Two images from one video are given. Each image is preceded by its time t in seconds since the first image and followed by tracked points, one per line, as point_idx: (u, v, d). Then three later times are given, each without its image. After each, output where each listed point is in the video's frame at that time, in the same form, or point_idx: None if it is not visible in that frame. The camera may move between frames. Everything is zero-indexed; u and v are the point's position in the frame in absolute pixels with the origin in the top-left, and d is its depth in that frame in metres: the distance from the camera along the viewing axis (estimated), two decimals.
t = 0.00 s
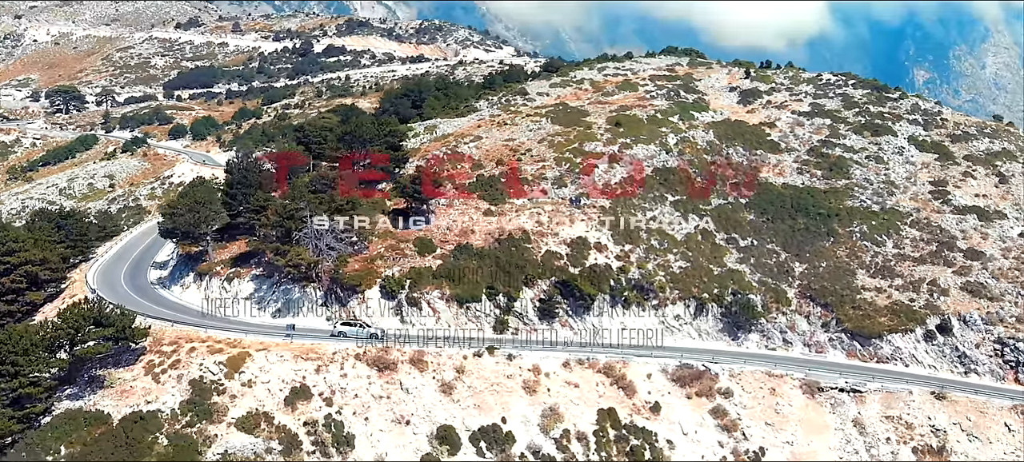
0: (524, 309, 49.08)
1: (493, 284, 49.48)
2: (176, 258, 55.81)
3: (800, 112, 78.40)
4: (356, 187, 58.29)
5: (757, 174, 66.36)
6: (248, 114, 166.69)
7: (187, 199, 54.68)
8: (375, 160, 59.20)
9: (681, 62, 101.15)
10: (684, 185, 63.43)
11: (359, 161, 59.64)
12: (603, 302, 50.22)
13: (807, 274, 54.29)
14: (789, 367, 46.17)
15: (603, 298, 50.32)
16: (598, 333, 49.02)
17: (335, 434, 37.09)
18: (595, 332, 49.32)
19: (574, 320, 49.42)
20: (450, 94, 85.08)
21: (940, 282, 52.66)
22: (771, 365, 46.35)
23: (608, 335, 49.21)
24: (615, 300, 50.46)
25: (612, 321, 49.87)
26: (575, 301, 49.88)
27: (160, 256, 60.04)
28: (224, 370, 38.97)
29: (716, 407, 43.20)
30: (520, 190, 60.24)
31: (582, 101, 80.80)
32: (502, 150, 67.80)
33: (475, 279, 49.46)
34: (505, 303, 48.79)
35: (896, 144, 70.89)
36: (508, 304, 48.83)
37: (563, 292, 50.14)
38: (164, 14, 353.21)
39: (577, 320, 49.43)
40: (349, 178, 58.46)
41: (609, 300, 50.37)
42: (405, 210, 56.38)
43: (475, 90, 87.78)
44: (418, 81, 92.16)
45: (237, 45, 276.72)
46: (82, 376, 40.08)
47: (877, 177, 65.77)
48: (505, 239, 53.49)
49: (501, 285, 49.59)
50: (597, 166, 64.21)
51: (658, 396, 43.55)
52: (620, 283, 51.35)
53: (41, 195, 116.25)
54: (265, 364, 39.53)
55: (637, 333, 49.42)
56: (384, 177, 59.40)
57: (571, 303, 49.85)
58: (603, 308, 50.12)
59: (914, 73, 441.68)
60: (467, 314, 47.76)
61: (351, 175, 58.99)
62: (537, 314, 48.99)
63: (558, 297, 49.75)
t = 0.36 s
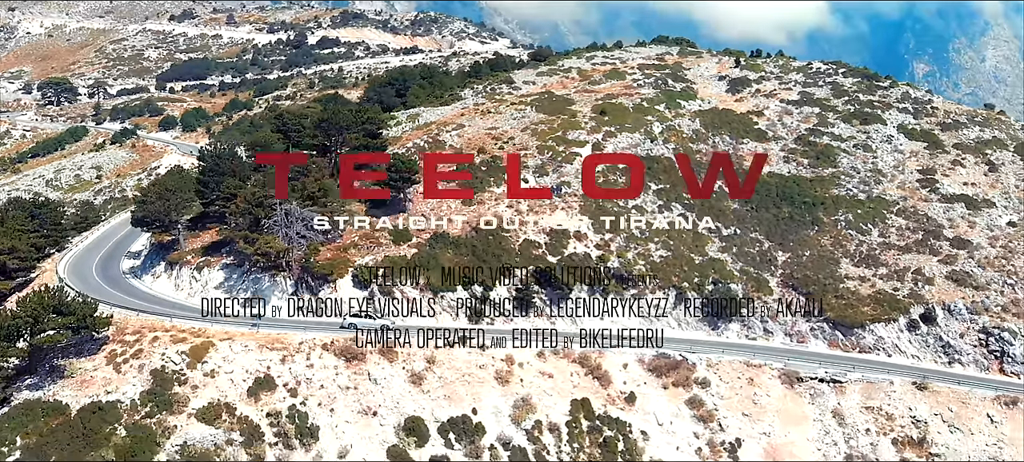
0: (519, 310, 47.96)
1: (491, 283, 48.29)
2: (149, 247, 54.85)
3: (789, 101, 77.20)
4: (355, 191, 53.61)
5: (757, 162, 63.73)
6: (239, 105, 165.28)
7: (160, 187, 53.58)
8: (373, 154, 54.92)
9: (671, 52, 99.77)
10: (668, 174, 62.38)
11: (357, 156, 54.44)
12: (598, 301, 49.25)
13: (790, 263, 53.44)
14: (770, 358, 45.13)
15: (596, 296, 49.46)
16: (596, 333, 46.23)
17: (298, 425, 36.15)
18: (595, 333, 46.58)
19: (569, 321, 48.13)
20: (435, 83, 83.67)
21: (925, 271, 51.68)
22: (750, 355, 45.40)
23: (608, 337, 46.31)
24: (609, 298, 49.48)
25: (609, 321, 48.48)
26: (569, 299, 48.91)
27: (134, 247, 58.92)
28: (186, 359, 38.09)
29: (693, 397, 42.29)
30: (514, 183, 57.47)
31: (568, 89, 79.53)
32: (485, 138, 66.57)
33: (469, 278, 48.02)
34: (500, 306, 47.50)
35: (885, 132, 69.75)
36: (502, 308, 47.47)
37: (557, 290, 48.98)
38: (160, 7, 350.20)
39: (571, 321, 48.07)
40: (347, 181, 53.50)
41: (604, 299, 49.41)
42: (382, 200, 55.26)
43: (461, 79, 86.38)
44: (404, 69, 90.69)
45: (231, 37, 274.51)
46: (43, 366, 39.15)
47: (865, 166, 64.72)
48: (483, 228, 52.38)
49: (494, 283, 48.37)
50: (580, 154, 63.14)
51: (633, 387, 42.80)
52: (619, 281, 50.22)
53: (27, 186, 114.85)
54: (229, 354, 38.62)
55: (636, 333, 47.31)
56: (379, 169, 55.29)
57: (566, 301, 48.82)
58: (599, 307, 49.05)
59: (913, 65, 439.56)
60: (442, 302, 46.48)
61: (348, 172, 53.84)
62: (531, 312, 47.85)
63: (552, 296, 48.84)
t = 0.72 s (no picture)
0: (519, 311, 46.77)
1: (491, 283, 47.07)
2: (121, 236, 53.85)
3: (777, 90, 76.06)
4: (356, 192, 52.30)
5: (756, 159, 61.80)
6: (229, 96, 163.70)
7: (130, 175, 52.50)
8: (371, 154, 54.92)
9: (661, 41, 98.41)
10: (651, 162, 61.32)
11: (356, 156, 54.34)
12: (598, 301, 48.00)
13: (772, 252, 52.51)
14: (748, 347, 44.15)
15: (596, 297, 48.29)
16: (596, 332, 43.99)
17: (260, 417, 35.33)
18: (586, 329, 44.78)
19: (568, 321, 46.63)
20: (419, 71, 82.40)
21: (909, 260, 50.73)
22: (728, 345, 44.36)
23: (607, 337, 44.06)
24: (608, 298, 48.23)
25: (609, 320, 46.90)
26: (569, 299, 47.72)
27: (108, 236, 57.94)
28: (147, 349, 37.22)
29: (668, 388, 41.47)
30: (513, 181, 55.67)
31: (553, 77, 78.25)
32: (466, 125, 65.34)
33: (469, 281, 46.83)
34: (500, 307, 46.26)
35: (874, 120, 68.63)
36: (502, 309, 46.26)
37: (556, 290, 48.00)
38: None
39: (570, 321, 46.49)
40: (348, 181, 52.39)
41: (604, 299, 48.13)
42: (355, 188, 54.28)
43: (446, 67, 85.05)
44: (389, 58, 89.28)
45: (225, 29, 272.22)
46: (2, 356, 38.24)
47: (852, 154, 63.69)
48: (460, 216, 51.12)
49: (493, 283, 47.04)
50: (563, 143, 62.03)
51: (608, 377, 42.02)
52: (620, 281, 48.92)
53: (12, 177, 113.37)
54: (190, 343, 37.68)
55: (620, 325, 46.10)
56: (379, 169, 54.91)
57: (564, 300, 47.63)
58: (599, 307, 47.74)
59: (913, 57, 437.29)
60: (415, 292, 45.27)
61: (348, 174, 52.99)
62: (532, 311, 46.70)
63: (551, 296, 47.75)
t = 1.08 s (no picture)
0: (519, 311, 45.25)
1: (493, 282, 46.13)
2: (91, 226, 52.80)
3: (765, 78, 74.89)
4: (355, 191, 50.55)
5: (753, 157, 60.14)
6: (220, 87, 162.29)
7: (100, 163, 51.44)
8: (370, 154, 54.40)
9: (651, 30, 96.98)
10: (634, 150, 60.23)
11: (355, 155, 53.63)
12: (598, 301, 46.51)
13: (754, 241, 51.50)
14: (725, 337, 43.38)
15: (596, 297, 46.87)
16: (597, 330, 42.89)
17: (219, 409, 34.42)
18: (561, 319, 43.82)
19: (568, 320, 44.84)
20: (403, 60, 81.07)
21: (892, 249, 49.81)
22: (705, 335, 43.73)
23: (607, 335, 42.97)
24: (608, 299, 46.80)
25: (610, 319, 45.23)
26: (569, 298, 46.32)
27: (82, 226, 56.69)
28: (105, 339, 36.25)
29: (642, 378, 40.57)
30: (513, 180, 53.74)
31: (538, 65, 77.05)
32: (447, 113, 64.10)
33: (469, 281, 45.55)
34: (500, 308, 44.76)
35: (862, 109, 67.56)
36: (501, 309, 44.67)
37: (555, 290, 46.79)
38: None
39: (570, 319, 44.75)
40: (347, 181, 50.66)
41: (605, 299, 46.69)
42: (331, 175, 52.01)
43: (431, 56, 83.80)
44: (373, 47, 87.77)
45: (218, 21, 270.10)
46: None
47: (838, 142, 62.65)
48: (435, 204, 50.07)
49: (494, 282, 46.18)
50: (545, 131, 60.82)
51: (582, 368, 41.03)
52: (622, 280, 47.46)
53: None
54: (151, 333, 36.91)
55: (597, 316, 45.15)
56: (379, 168, 54.02)
57: (564, 300, 46.19)
58: (599, 307, 46.17)
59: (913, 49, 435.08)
60: (386, 282, 44.07)
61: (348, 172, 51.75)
62: (532, 311, 45.07)
63: (550, 297, 46.39)
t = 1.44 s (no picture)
0: (519, 312, 42.69)
1: (493, 283, 45.41)
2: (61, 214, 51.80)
3: (753, 67, 73.75)
4: (354, 191, 48.71)
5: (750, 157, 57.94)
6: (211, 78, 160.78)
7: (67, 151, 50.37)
8: (373, 153, 52.85)
9: (640, 18, 95.67)
10: (616, 138, 59.15)
11: (357, 156, 52.26)
12: (598, 302, 44.80)
13: (735, 231, 50.51)
14: (703, 328, 42.41)
15: (571, 287, 45.99)
16: (597, 329, 41.16)
17: (177, 400, 33.64)
18: (534, 309, 42.87)
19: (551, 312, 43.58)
20: (386, 48, 79.84)
21: (875, 238, 48.88)
22: (682, 326, 42.56)
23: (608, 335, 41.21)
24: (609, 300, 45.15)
25: (585, 309, 44.37)
26: (569, 300, 44.69)
27: (53, 216, 55.69)
28: (62, 329, 35.34)
29: (616, 369, 39.66)
30: (513, 179, 51.97)
31: (523, 53, 75.83)
32: (427, 100, 62.91)
33: (469, 282, 44.98)
34: (499, 308, 41.96)
35: (850, 97, 66.49)
36: (501, 309, 41.98)
37: (553, 291, 45.74)
38: None
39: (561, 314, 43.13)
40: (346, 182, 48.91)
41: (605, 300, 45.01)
42: (303, 163, 51.64)
43: (415, 44, 82.56)
44: (358, 35, 86.46)
45: (212, 12, 267.97)
46: None
47: (824, 130, 61.63)
48: (409, 193, 49.04)
49: (494, 282, 45.45)
50: (526, 118, 59.59)
51: (554, 358, 40.02)
52: (621, 280, 46.53)
53: None
54: (109, 323, 35.94)
55: (572, 305, 44.27)
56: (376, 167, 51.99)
57: (564, 301, 44.54)
58: (599, 308, 44.42)
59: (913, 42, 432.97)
60: (356, 272, 43.04)
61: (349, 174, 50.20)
62: (532, 312, 42.48)
63: (549, 298, 45.20)
